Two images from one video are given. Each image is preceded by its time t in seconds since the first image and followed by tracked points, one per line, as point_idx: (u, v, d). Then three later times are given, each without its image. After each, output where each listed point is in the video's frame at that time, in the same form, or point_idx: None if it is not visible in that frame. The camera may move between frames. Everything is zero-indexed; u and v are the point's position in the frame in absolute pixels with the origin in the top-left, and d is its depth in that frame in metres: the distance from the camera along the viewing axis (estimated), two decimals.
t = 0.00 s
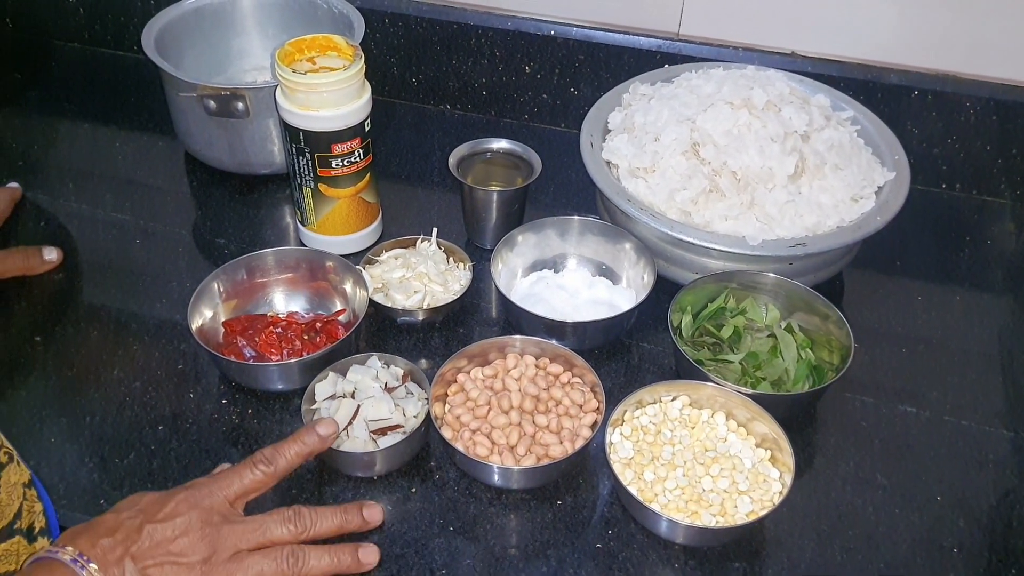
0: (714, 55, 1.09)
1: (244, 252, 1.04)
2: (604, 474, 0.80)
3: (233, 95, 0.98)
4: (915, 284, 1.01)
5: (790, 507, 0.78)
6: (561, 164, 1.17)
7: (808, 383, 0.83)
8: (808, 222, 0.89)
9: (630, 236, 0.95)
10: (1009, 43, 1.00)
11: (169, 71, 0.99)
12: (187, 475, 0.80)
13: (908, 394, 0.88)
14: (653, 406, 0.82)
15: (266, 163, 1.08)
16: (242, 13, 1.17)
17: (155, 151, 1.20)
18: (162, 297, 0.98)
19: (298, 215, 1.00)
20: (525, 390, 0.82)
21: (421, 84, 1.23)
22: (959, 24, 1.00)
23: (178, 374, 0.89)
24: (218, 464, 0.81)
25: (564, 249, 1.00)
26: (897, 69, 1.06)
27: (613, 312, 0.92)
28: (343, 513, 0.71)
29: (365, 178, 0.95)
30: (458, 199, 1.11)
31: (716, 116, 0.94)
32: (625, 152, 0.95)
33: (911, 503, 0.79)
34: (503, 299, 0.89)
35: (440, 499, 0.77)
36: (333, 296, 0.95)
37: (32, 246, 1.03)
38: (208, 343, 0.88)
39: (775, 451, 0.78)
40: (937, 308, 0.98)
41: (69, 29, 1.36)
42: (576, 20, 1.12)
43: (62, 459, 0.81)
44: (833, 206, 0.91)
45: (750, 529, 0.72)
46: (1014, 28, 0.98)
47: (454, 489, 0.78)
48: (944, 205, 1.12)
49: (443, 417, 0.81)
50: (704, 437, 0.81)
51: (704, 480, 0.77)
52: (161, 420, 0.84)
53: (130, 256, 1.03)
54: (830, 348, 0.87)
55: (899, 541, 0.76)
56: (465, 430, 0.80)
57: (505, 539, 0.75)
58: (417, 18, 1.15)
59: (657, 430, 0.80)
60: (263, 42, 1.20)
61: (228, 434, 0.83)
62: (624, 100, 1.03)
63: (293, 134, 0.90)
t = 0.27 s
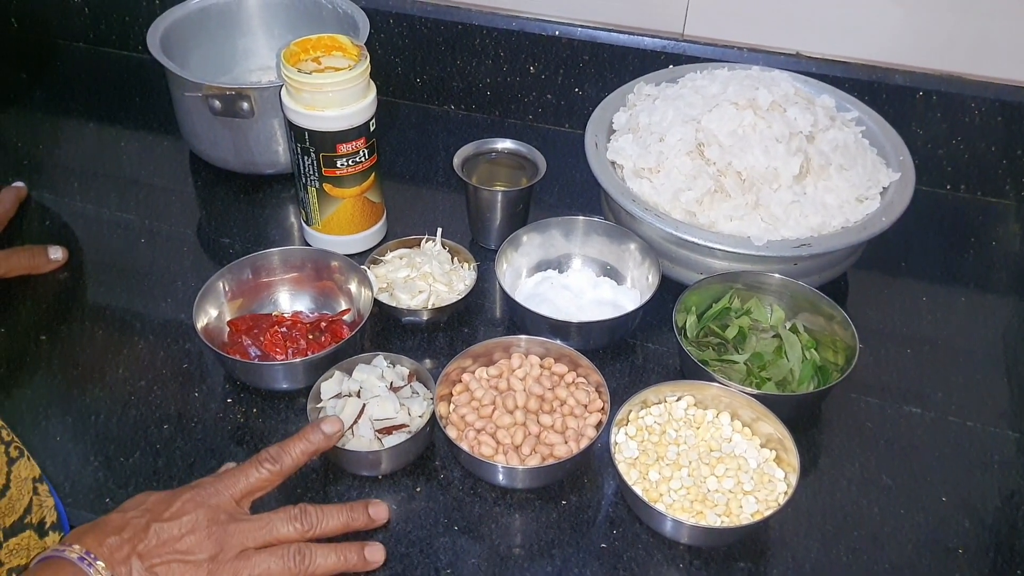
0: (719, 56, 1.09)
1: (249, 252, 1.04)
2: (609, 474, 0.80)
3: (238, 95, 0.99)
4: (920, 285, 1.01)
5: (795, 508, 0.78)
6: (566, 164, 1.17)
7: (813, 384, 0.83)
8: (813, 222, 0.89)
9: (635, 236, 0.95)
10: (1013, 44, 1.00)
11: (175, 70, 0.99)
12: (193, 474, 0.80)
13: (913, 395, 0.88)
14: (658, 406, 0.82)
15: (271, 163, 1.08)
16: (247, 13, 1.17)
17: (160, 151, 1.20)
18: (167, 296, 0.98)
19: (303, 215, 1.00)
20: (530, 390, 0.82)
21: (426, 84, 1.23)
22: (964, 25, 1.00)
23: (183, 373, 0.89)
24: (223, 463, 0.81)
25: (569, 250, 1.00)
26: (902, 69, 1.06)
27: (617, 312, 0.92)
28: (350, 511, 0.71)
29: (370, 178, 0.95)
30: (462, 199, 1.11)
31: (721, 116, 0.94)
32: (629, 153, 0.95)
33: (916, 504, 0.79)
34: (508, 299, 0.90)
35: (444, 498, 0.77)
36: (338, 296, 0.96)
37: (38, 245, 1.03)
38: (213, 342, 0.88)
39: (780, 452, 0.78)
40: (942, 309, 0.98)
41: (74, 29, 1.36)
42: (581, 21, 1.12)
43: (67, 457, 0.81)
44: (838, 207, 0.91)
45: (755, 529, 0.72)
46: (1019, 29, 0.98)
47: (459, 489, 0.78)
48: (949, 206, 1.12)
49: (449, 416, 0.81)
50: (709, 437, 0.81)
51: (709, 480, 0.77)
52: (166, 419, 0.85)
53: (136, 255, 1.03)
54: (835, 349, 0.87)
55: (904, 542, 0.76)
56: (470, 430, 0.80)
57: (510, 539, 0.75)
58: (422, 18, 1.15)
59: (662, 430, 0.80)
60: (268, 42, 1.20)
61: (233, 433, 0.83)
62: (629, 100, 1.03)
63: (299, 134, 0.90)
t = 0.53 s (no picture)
0: (721, 57, 1.09)
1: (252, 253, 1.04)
2: (611, 475, 0.80)
3: (241, 96, 0.99)
4: (922, 286, 1.01)
5: (796, 509, 0.78)
6: (568, 165, 1.17)
7: (815, 385, 0.83)
8: (815, 224, 0.89)
9: (637, 238, 0.95)
10: (1015, 46, 1.00)
11: (178, 72, 0.99)
12: (195, 476, 0.80)
13: (915, 396, 0.88)
14: (659, 407, 0.82)
15: (274, 164, 1.09)
16: (250, 15, 1.17)
17: (163, 152, 1.21)
18: (170, 297, 0.98)
19: (306, 216, 1.00)
20: (532, 391, 0.82)
21: (428, 85, 1.23)
22: (965, 26, 1.00)
23: (186, 374, 0.89)
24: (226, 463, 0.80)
25: (570, 251, 1.00)
26: (904, 71, 1.06)
27: (619, 313, 0.92)
28: (352, 512, 0.72)
29: (372, 179, 0.96)
30: (465, 201, 1.11)
31: (723, 118, 0.94)
32: (632, 154, 0.95)
33: (918, 505, 0.79)
34: (510, 300, 0.90)
35: (446, 499, 0.78)
36: (341, 297, 0.96)
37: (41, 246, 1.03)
38: (216, 343, 0.88)
39: (781, 453, 0.78)
40: (944, 311, 0.98)
41: (77, 30, 1.36)
42: (583, 22, 1.12)
43: (71, 458, 0.81)
44: (840, 208, 0.91)
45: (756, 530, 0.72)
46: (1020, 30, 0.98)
47: (460, 489, 0.78)
48: (950, 208, 1.12)
49: (451, 417, 0.81)
50: (710, 438, 0.81)
51: (711, 482, 0.77)
52: (170, 419, 0.85)
53: (138, 256, 1.04)
54: (837, 350, 0.87)
55: (905, 543, 0.76)
56: (472, 431, 0.80)
57: (512, 539, 0.75)
58: (424, 20, 1.15)
59: (664, 431, 0.81)
60: (271, 43, 1.20)
61: (235, 434, 0.84)
62: (631, 102, 1.03)
63: (301, 136, 0.90)
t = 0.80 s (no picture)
0: (723, 57, 1.09)
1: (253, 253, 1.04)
2: (612, 477, 0.80)
3: (242, 96, 0.99)
4: (924, 287, 1.01)
5: (798, 510, 0.78)
6: (569, 166, 1.17)
7: (818, 386, 0.82)
8: (818, 224, 0.89)
9: (639, 238, 0.95)
10: (1017, 46, 1.00)
11: (179, 72, 0.99)
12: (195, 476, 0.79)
13: (917, 397, 0.88)
14: (661, 408, 0.82)
15: (275, 164, 1.09)
16: (251, 15, 1.17)
17: (165, 152, 1.21)
18: (171, 297, 0.98)
19: (307, 216, 1.00)
20: (533, 391, 0.82)
21: (429, 86, 1.23)
22: (968, 26, 1.00)
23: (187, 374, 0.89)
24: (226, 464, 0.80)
25: (572, 251, 1.00)
26: (906, 71, 1.06)
27: (620, 314, 0.92)
28: (294, 443, 0.71)
29: (373, 179, 0.95)
30: (466, 201, 1.11)
31: (725, 118, 0.94)
32: (633, 154, 0.95)
33: (921, 507, 0.78)
34: (511, 301, 0.90)
35: (448, 499, 0.77)
36: (341, 297, 0.96)
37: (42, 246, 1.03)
38: (216, 343, 0.88)
39: (783, 454, 0.78)
40: (947, 311, 0.98)
41: (79, 30, 1.36)
42: (585, 22, 1.12)
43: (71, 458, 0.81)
44: (842, 209, 0.90)
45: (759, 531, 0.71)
46: None
47: (461, 490, 0.78)
48: (953, 208, 1.11)
49: (451, 418, 0.81)
50: (712, 439, 0.80)
51: (713, 483, 0.77)
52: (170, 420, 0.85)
53: (139, 256, 1.03)
54: (839, 351, 0.87)
55: (908, 545, 0.75)
56: (473, 431, 0.79)
57: (512, 541, 0.75)
58: (426, 20, 1.15)
59: (665, 432, 0.80)
60: (272, 43, 1.20)
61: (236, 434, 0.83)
62: (632, 102, 1.03)
63: (302, 135, 0.90)
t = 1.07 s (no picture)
0: (726, 58, 1.08)
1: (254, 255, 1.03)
2: (614, 480, 0.79)
3: (243, 98, 0.98)
4: (928, 289, 1.00)
5: (801, 514, 0.77)
6: (572, 167, 1.16)
7: (820, 390, 0.82)
8: (821, 226, 0.88)
9: (641, 240, 0.94)
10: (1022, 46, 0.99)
11: (180, 73, 0.99)
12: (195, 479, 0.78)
13: (921, 400, 0.88)
14: (663, 412, 0.82)
15: (276, 166, 1.08)
16: (252, 16, 1.17)
17: (166, 153, 1.20)
18: (172, 299, 0.98)
19: (308, 219, 1.00)
20: (535, 395, 0.82)
21: (431, 87, 1.22)
22: (972, 27, 0.99)
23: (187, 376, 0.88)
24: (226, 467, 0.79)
25: (574, 253, 1.00)
26: (910, 72, 1.05)
27: (623, 316, 0.91)
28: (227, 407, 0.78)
29: (375, 181, 0.95)
30: (468, 203, 1.11)
31: (728, 119, 0.93)
32: (635, 156, 0.95)
33: (924, 511, 0.78)
34: (513, 303, 0.89)
35: (449, 503, 0.77)
36: (342, 300, 0.95)
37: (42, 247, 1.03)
38: (216, 346, 0.87)
39: (787, 458, 0.78)
40: (951, 314, 0.98)
41: (80, 31, 1.36)
42: (587, 23, 1.11)
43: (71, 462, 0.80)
44: (846, 210, 0.90)
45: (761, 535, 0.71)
46: None
47: (463, 494, 0.78)
48: (957, 209, 1.11)
49: (453, 421, 0.80)
50: (715, 443, 0.80)
51: (715, 487, 0.76)
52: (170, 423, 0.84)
53: (140, 258, 1.03)
54: (843, 354, 0.87)
55: (911, 549, 0.75)
56: (475, 435, 0.79)
57: (514, 545, 0.74)
58: (427, 20, 1.15)
59: (668, 436, 0.80)
60: (273, 44, 1.20)
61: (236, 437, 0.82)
62: (635, 103, 1.02)
63: (303, 137, 0.90)
